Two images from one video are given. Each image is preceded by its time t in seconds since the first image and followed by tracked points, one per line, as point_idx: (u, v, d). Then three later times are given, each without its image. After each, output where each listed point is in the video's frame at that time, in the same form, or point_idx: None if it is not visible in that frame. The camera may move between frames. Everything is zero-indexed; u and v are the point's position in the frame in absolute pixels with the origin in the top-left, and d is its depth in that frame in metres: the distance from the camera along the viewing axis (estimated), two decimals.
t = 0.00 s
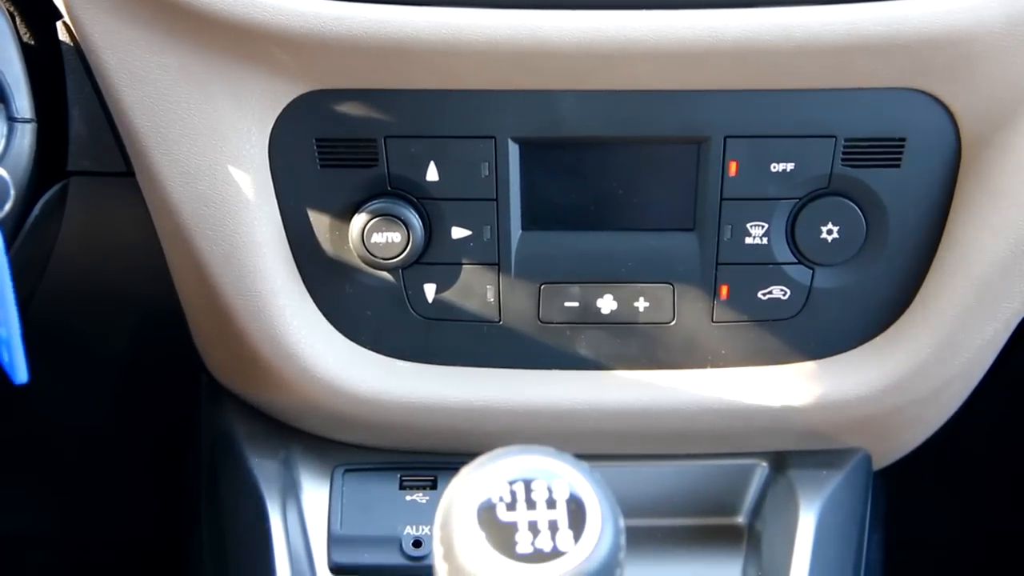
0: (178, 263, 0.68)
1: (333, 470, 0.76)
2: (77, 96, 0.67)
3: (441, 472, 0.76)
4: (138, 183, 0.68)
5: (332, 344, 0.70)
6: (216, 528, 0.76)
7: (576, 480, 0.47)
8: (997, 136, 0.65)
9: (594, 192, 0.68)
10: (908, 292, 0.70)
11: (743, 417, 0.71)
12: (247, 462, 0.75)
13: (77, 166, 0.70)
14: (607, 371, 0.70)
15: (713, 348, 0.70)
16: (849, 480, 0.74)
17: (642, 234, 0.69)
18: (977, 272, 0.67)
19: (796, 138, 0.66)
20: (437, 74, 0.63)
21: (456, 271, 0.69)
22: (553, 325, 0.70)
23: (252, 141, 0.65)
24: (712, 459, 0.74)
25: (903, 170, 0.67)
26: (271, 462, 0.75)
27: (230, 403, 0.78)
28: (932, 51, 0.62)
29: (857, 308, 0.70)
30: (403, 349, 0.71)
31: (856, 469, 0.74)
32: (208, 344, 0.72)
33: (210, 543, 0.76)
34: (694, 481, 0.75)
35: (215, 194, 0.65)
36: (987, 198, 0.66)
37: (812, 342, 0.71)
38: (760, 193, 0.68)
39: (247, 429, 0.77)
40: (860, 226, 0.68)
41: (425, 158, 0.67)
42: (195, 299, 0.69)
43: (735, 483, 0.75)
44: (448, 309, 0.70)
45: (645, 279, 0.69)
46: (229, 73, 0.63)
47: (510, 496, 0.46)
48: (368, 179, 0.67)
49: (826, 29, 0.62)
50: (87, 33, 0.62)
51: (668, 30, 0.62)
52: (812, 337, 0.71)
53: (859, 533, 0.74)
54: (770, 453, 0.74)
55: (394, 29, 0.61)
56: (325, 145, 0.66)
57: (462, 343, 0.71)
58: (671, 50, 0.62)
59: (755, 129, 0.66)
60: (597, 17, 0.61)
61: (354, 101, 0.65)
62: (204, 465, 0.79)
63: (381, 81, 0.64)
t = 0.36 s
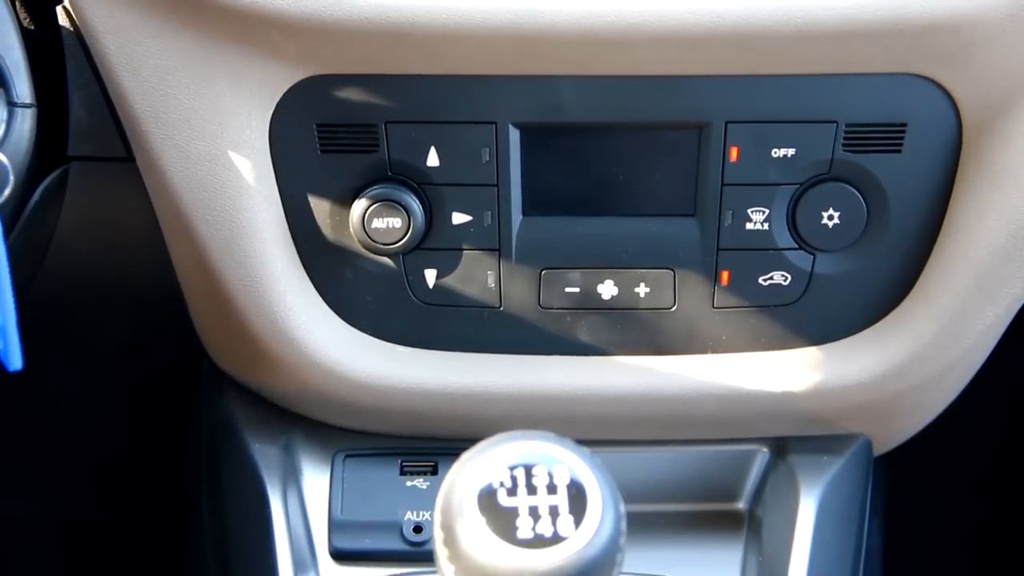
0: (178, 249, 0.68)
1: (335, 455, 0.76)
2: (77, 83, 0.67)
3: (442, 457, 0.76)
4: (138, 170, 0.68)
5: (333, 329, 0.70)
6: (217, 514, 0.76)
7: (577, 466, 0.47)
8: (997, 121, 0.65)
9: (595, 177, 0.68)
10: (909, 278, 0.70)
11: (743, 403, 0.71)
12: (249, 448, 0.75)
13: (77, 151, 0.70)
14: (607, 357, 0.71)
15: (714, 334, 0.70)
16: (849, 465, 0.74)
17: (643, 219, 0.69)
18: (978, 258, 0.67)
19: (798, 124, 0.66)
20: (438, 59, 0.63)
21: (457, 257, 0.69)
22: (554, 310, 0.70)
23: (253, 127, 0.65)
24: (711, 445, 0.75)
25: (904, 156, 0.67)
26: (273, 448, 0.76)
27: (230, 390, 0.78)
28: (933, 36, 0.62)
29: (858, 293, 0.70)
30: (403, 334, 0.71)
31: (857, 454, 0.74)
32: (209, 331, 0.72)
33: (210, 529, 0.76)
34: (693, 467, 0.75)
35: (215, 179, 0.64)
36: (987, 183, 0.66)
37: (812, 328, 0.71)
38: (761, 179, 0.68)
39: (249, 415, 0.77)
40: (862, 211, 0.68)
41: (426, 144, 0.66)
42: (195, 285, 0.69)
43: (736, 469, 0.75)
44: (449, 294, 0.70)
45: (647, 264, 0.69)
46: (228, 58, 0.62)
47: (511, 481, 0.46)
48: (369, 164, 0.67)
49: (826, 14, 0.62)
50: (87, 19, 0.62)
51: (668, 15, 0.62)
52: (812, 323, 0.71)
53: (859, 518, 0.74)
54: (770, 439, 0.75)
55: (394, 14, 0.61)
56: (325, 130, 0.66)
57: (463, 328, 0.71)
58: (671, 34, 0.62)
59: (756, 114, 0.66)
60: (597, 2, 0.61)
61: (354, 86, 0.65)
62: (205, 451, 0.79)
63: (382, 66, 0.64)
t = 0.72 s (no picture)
0: (178, 235, 0.68)
1: (335, 441, 0.77)
2: (77, 67, 0.67)
3: (443, 443, 0.76)
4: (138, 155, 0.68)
5: (334, 315, 0.70)
6: (219, 499, 0.76)
7: (578, 451, 0.47)
8: (999, 107, 0.65)
9: (595, 163, 0.68)
10: (910, 264, 0.70)
11: (744, 389, 0.71)
12: (250, 433, 0.75)
13: (77, 136, 0.70)
14: (608, 342, 0.71)
15: (715, 319, 0.70)
16: (850, 451, 0.74)
17: (643, 205, 0.68)
18: (979, 244, 0.67)
19: (798, 109, 0.66)
20: (438, 44, 0.63)
21: (457, 243, 0.69)
22: (555, 296, 0.70)
23: (253, 112, 0.65)
24: (712, 431, 0.75)
25: (905, 141, 0.67)
26: (273, 433, 0.76)
27: (230, 376, 0.78)
28: (935, 21, 0.62)
29: (858, 279, 0.70)
30: (403, 320, 0.71)
31: (857, 440, 0.74)
32: (210, 316, 0.72)
33: (212, 513, 0.76)
34: (694, 452, 0.76)
35: (216, 164, 0.64)
36: (988, 168, 0.66)
37: (813, 314, 0.71)
38: (762, 164, 0.67)
39: (250, 400, 0.77)
40: (862, 197, 0.68)
41: (426, 129, 0.66)
42: (195, 271, 0.69)
43: (736, 454, 0.76)
44: (449, 280, 0.70)
45: (647, 250, 0.69)
46: (228, 43, 0.62)
47: (510, 466, 0.46)
48: (369, 150, 0.67)
49: None
50: (87, 3, 0.62)
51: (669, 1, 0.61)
52: (812, 308, 0.71)
53: (859, 503, 0.74)
54: (770, 424, 0.75)
55: None
56: (326, 115, 0.66)
57: (463, 314, 0.70)
58: (672, 20, 0.62)
59: (757, 99, 0.66)
60: None
61: (354, 72, 0.65)
62: (207, 436, 0.80)
63: (382, 51, 0.64)
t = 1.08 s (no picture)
0: (179, 220, 0.68)
1: (337, 427, 0.77)
2: (78, 52, 0.66)
3: (444, 428, 0.76)
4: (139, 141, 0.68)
5: (335, 300, 0.70)
6: (221, 484, 0.76)
7: (581, 437, 0.46)
8: (1002, 92, 0.65)
9: (598, 149, 0.68)
10: (912, 249, 0.69)
11: (746, 375, 0.71)
12: (252, 419, 0.76)
13: (78, 121, 0.69)
14: (610, 328, 0.71)
15: (717, 305, 0.70)
16: (852, 437, 0.74)
17: (645, 190, 0.68)
18: (981, 229, 0.67)
19: (800, 94, 0.66)
20: (440, 29, 0.63)
21: (459, 228, 0.69)
22: (557, 282, 0.70)
23: (255, 96, 0.65)
24: (714, 417, 0.75)
25: (908, 127, 0.67)
26: (275, 418, 0.76)
27: (232, 361, 0.78)
28: (937, 6, 0.62)
29: (861, 265, 0.70)
30: (404, 306, 0.71)
31: (859, 426, 0.75)
32: (211, 302, 0.72)
33: (215, 499, 0.76)
34: (694, 438, 0.76)
35: (217, 149, 0.64)
36: (990, 153, 0.66)
37: (815, 300, 0.71)
38: (764, 150, 0.67)
39: (252, 386, 0.77)
40: (864, 182, 0.68)
41: (428, 114, 0.66)
42: (196, 257, 0.69)
43: (739, 440, 0.76)
44: (451, 265, 0.70)
45: (649, 236, 0.69)
46: (229, 26, 0.63)
47: (513, 451, 0.46)
48: (370, 135, 0.67)
49: None
50: None
51: None
52: (814, 294, 0.70)
53: (859, 490, 0.74)
54: (772, 410, 0.75)
55: None
56: (326, 100, 0.66)
57: (464, 299, 0.70)
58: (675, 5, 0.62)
59: (758, 84, 0.66)
60: None
61: (356, 57, 0.65)
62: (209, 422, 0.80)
63: (384, 36, 0.64)
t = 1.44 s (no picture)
0: (178, 206, 0.67)
1: (337, 412, 0.77)
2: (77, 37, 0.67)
3: (444, 414, 0.76)
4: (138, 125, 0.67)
5: (335, 285, 0.70)
6: (220, 470, 0.76)
7: (580, 422, 0.46)
8: (1002, 76, 0.65)
9: (599, 133, 0.68)
10: (912, 234, 0.69)
11: (746, 360, 0.71)
12: (252, 404, 0.76)
13: (77, 107, 0.70)
14: (610, 313, 0.70)
15: (716, 290, 0.70)
16: (853, 422, 0.74)
17: (645, 175, 0.68)
18: (982, 213, 0.67)
19: (800, 78, 0.66)
20: (441, 14, 0.64)
21: (459, 213, 0.69)
22: (557, 266, 0.69)
23: (255, 81, 0.65)
24: (714, 403, 0.75)
25: (908, 111, 0.67)
26: (275, 404, 0.76)
27: (232, 347, 0.78)
28: None
29: (861, 250, 0.70)
30: (404, 291, 0.71)
31: (860, 410, 0.75)
32: (210, 287, 0.72)
33: (215, 484, 0.76)
34: (694, 423, 0.76)
35: (217, 134, 0.64)
36: (990, 139, 0.66)
37: (815, 285, 0.71)
38: (765, 135, 0.67)
39: (252, 371, 0.77)
40: (864, 167, 0.68)
41: (428, 99, 0.66)
42: (195, 242, 0.69)
43: (739, 425, 0.76)
44: (451, 250, 0.70)
45: (650, 220, 0.69)
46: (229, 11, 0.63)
47: (513, 437, 0.45)
48: (370, 120, 0.66)
49: None
50: None
51: None
52: (813, 279, 0.70)
53: (860, 475, 0.74)
54: (772, 395, 0.75)
55: None
56: (326, 86, 0.66)
57: (464, 284, 0.70)
58: None
59: (758, 69, 0.66)
60: None
61: (357, 42, 0.65)
62: (210, 408, 0.80)
63: (385, 21, 0.64)
